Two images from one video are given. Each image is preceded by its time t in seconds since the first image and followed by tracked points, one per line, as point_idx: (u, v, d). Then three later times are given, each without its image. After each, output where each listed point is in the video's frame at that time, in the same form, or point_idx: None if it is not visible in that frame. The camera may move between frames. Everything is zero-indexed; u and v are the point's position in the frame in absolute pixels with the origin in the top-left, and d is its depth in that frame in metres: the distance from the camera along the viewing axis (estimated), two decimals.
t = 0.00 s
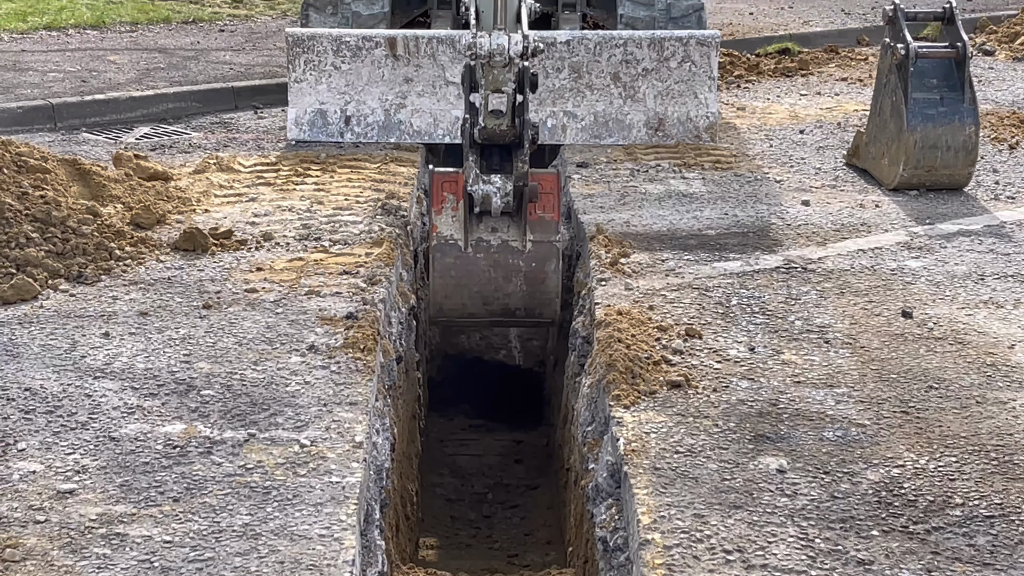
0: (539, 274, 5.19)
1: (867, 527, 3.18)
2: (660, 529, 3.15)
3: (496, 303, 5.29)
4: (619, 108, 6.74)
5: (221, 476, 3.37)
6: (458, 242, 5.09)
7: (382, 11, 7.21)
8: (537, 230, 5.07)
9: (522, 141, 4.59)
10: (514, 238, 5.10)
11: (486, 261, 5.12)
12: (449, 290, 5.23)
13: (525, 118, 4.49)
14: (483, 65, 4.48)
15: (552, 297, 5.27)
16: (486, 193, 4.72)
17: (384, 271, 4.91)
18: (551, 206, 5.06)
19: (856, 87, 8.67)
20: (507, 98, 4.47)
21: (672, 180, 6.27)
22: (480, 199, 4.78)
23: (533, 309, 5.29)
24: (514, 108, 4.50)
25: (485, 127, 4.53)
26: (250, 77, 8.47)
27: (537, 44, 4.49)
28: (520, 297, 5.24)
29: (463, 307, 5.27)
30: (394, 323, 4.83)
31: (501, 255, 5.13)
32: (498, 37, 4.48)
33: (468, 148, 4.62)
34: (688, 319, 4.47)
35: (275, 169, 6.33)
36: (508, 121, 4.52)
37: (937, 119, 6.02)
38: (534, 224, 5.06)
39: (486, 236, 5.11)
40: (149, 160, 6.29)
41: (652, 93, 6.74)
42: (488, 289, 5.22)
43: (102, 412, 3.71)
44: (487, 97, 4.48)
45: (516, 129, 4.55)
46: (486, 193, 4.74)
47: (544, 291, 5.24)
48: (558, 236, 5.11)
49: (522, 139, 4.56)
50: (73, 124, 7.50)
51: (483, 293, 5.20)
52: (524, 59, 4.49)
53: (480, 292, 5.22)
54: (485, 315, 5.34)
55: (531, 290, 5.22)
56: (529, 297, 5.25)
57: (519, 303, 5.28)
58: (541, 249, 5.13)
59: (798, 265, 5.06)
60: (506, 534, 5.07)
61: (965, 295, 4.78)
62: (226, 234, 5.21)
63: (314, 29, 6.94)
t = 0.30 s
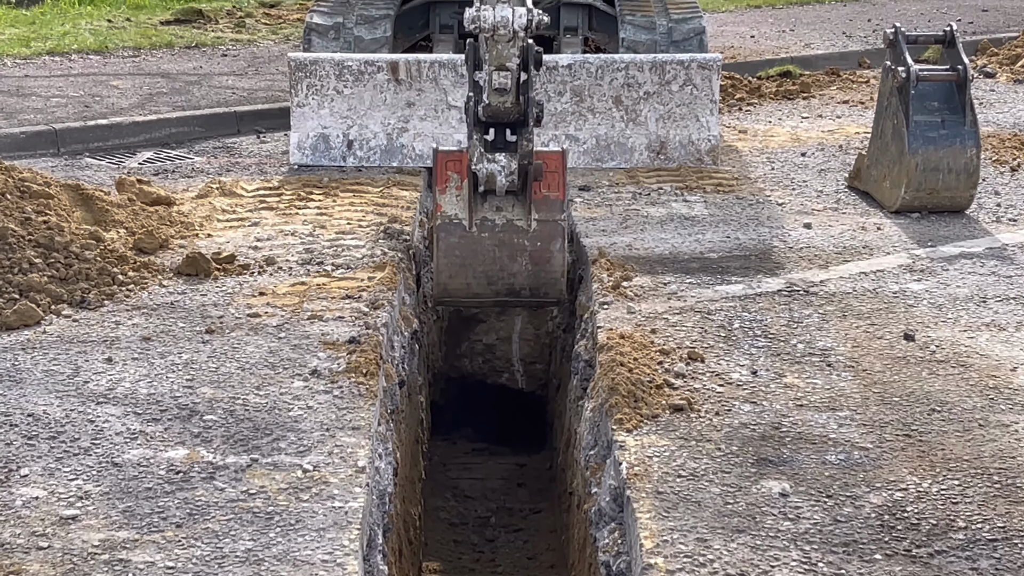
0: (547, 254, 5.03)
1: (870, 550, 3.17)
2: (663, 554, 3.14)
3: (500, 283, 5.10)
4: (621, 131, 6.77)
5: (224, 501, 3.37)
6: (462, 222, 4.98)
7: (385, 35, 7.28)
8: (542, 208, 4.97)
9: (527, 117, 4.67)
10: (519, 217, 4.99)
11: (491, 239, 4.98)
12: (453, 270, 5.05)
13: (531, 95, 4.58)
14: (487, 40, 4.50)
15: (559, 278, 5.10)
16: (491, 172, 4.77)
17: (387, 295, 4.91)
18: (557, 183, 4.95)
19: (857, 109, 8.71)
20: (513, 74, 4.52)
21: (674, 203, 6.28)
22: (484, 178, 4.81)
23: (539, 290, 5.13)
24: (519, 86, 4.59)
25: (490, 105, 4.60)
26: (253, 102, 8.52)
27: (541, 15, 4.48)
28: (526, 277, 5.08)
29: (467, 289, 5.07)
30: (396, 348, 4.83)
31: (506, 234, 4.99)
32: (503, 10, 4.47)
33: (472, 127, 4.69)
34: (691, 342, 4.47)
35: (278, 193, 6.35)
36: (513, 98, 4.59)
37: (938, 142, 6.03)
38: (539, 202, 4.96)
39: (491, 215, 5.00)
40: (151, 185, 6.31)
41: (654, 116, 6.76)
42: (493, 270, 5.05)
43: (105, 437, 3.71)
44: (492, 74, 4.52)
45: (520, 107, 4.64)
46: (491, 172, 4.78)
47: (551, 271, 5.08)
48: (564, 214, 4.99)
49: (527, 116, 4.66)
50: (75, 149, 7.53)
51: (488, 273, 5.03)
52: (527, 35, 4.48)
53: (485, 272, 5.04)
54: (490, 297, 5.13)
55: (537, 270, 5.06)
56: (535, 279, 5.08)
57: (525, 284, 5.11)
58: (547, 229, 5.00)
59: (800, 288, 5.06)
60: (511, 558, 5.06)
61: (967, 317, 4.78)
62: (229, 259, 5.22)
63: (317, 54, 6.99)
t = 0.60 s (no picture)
0: (548, 235, 5.17)
1: None
2: None
3: (503, 266, 5.23)
4: (621, 161, 6.81)
5: (225, 534, 3.36)
6: (463, 202, 5.16)
7: (385, 66, 7.31)
8: (544, 188, 5.15)
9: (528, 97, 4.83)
10: (521, 197, 5.17)
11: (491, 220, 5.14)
12: (454, 251, 5.19)
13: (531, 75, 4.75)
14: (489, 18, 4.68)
15: (561, 259, 5.22)
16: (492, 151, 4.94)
17: (387, 326, 4.91)
18: (559, 163, 5.15)
19: (857, 138, 8.75)
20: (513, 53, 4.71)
21: (674, 233, 6.30)
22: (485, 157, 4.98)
23: (541, 272, 5.24)
24: (520, 65, 4.76)
25: (491, 84, 4.77)
26: (254, 133, 8.56)
27: None
28: (527, 259, 5.21)
29: (469, 270, 5.21)
30: (398, 379, 4.83)
31: (508, 214, 5.15)
32: None
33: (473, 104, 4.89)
34: (692, 372, 4.47)
35: (279, 224, 6.37)
36: (514, 77, 4.76)
37: (938, 171, 6.05)
38: (541, 182, 5.15)
39: (493, 196, 5.17)
40: (153, 217, 6.33)
41: (654, 146, 6.80)
42: (495, 251, 5.19)
43: (106, 471, 3.71)
44: (493, 52, 4.70)
45: (521, 86, 4.81)
46: (492, 151, 4.96)
47: (552, 254, 5.21)
48: (566, 195, 5.16)
49: (528, 96, 4.82)
50: (77, 181, 7.57)
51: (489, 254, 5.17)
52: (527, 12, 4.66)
53: (487, 252, 5.19)
54: (492, 280, 5.25)
55: (539, 251, 5.19)
56: (537, 260, 5.21)
57: (527, 266, 5.23)
58: (548, 210, 5.16)
59: (801, 317, 5.07)
60: None
61: (969, 347, 4.78)
62: (230, 291, 5.23)
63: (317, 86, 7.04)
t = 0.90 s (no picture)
0: (553, 202, 4.95)
1: None
2: None
3: (507, 234, 4.99)
4: (623, 200, 6.85)
5: (229, 575, 3.34)
6: (466, 168, 4.94)
7: (387, 105, 7.36)
8: (547, 155, 4.94)
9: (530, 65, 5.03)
10: (524, 164, 4.96)
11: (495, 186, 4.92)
12: (458, 220, 4.95)
13: (533, 38, 5.00)
14: None
15: (567, 227, 4.98)
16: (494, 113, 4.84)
17: (391, 365, 4.92)
18: (563, 132, 4.96)
19: (859, 175, 8.78)
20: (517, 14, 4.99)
21: (676, 270, 6.32)
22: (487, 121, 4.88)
23: (545, 240, 5.00)
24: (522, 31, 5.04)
25: (493, 46, 5.00)
26: (257, 173, 8.61)
27: None
28: (532, 226, 4.97)
29: (473, 238, 4.97)
30: (401, 418, 4.83)
31: (512, 181, 4.93)
32: None
33: (476, 71, 5.03)
34: (695, 411, 4.46)
35: (282, 264, 6.40)
36: (516, 42, 5.02)
37: (941, 208, 6.05)
38: (544, 150, 4.94)
39: (495, 162, 4.96)
40: (156, 257, 6.35)
41: (656, 184, 6.84)
42: (498, 218, 4.95)
43: (109, 512, 3.70)
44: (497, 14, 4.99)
45: (524, 52, 5.04)
46: (495, 115, 4.85)
47: (557, 220, 4.97)
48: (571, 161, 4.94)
49: (529, 60, 5.02)
50: (80, 222, 7.60)
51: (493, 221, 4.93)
52: None
53: (490, 220, 4.94)
54: (495, 248, 5.00)
55: (544, 217, 4.96)
56: (542, 227, 4.97)
57: (531, 234, 4.99)
58: (553, 176, 4.94)
59: (804, 355, 5.07)
60: None
61: (972, 384, 4.77)
62: (233, 330, 5.24)
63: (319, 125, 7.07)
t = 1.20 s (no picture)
0: (535, 167, 5.95)
1: None
2: None
3: (490, 199, 6.00)
4: (630, 247, 6.83)
5: None
6: (450, 136, 5.94)
7: (395, 152, 7.42)
8: (530, 121, 5.91)
9: (511, 29, 5.86)
10: (507, 130, 5.92)
11: (478, 151, 5.91)
12: (441, 185, 6.00)
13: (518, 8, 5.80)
14: None
15: (545, 192, 5.99)
16: (478, 78, 5.76)
17: (398, 413, 4.92)
18: (545, 98, 5.92)
19: (866, 221, 8.81)
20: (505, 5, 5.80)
21: (683, 317, 6.33)
22: (472, 87, 5.80)
23: (530, 206, 5.99)
24: None
25: (477, 10, 5.80)
26: (264, 220, 8.67)
27: None
28: (515, 189, 5.97)
29: (458, 204, 6.00)
30: (408, 467, 4.82)
31: (492, 146, 5.91)
32: None
33: (459, 35, 5.83)
34: (703, 459, 4.45)
35: (289, 311, 6.43)
36: (499, 7, 5.82)
37: (947, 254, 6.05)
38: (528, 116, 5.91)
39: (479, 129, 5.94)
40: (163, 306, 6.39)
41: (662, 231, 6.84)
42: (481, 183, 5.96)
43: (115, 563, 3.69)
44: None
45: (506, 16, 5.84)
46: (476, 79, 5.77)
47: (538, 184, 5.97)
48: (553, 128, 5.93)
49: (512, 24, 5.83)
50: (88, 271, 7.64)
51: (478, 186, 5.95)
52: None
53: (475, 186, 5.97)
54: (477, 215, 6.04)
55: (526, 180, 5.96)
56: (525, 191, 5.98)
57: (514, 198, 6.00)
58: (536, 143, 5.92)
59: (812, 402, 5.05)
60: None
61: (980, 430, 4.75)
62: (240, 379, 5.24)
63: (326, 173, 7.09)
